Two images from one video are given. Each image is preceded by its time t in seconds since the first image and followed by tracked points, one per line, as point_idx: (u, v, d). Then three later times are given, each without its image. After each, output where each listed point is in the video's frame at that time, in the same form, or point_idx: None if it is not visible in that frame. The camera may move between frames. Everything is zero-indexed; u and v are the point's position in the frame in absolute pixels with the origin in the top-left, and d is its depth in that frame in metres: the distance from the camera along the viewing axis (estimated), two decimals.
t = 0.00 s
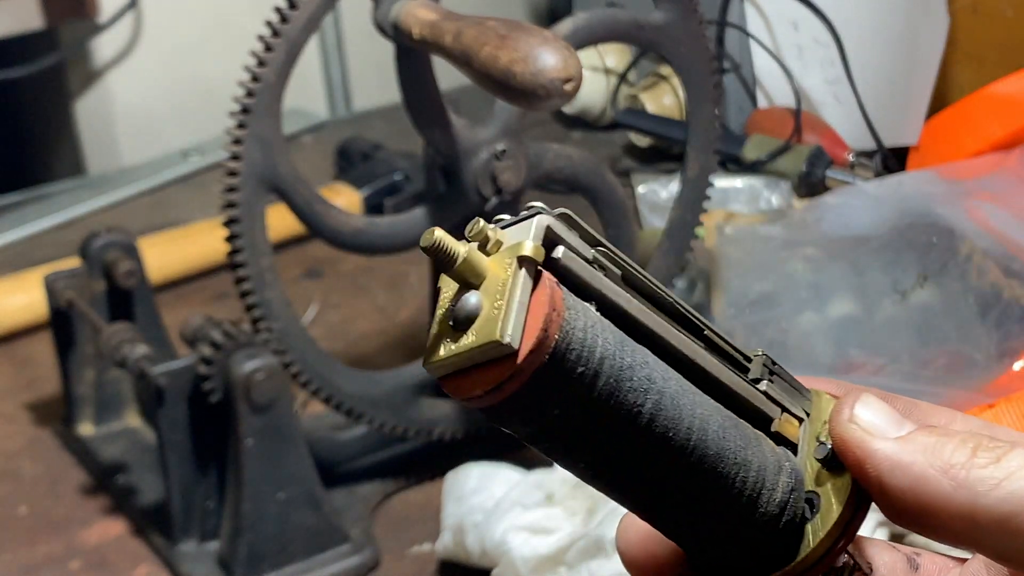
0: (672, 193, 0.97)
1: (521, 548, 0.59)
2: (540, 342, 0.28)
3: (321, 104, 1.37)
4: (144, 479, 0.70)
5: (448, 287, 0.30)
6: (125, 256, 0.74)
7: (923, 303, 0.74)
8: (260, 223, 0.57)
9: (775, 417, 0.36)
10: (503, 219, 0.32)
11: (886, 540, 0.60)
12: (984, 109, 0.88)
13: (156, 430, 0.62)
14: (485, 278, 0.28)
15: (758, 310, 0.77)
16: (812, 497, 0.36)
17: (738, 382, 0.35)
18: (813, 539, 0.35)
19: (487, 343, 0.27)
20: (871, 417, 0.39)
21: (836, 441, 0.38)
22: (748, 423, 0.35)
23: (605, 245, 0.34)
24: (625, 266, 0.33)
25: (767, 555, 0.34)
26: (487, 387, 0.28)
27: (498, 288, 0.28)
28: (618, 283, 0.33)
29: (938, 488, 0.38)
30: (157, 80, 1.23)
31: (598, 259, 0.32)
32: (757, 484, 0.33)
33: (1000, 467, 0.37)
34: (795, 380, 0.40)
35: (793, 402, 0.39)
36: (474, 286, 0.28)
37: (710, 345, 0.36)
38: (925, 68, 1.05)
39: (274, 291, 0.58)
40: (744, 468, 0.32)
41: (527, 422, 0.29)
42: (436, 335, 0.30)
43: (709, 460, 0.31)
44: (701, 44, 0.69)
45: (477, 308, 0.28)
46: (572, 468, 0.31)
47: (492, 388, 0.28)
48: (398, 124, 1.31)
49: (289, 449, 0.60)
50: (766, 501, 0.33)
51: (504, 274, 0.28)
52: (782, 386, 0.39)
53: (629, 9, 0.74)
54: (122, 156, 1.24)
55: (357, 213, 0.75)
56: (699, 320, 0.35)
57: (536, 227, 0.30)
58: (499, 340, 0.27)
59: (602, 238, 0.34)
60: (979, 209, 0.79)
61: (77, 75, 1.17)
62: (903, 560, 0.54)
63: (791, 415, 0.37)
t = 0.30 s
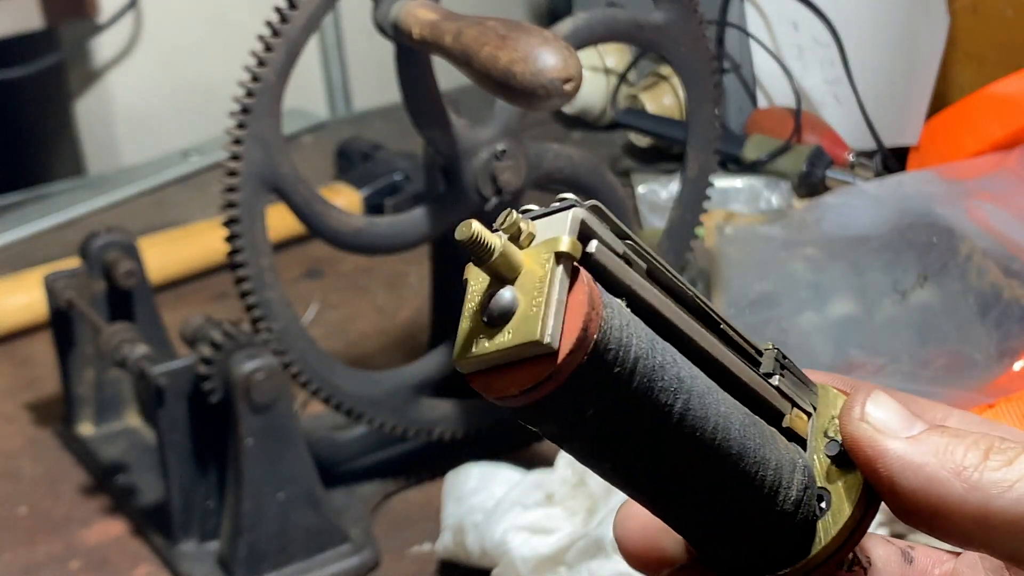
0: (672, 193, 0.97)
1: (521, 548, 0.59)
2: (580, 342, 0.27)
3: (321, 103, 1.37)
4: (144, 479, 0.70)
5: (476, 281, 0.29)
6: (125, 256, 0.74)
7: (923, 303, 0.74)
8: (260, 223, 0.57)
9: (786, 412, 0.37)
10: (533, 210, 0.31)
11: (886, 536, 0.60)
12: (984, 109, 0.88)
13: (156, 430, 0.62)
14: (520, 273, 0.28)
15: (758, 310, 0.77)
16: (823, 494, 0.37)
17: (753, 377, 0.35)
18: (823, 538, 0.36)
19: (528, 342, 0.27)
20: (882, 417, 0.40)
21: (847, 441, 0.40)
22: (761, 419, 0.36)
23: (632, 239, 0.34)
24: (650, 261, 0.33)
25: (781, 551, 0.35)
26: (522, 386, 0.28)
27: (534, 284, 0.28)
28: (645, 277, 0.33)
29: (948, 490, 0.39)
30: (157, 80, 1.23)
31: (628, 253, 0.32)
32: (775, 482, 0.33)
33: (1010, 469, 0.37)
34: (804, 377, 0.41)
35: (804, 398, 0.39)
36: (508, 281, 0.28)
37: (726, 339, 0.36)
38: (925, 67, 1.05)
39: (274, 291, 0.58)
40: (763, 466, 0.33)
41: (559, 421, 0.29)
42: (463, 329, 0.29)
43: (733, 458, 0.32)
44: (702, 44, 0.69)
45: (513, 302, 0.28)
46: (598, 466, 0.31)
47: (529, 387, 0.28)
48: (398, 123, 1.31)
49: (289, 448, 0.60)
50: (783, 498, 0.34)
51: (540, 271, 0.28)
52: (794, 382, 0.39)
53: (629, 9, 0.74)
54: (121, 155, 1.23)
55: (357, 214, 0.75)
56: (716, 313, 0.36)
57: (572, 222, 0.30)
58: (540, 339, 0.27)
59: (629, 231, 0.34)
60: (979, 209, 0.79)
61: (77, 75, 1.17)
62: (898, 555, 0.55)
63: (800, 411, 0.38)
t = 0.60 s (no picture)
0: (671, 193, 0.97)
1: (521, 548, 0.59)
2: (607, 366, 0.27)
3: (321, 103, 1.37)
4: (144, 479, 0.70)
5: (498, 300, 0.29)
6: (124, 256, 0.74)
7: (923, 303, 0.74)
8: (260, 223, 0.57)
9: (804, 423, 0.36)
10: (556, 227, 0.31)
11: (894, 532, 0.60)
12: (983, 109, 0.88)
13: (156, 430, 0.62)
14: (545, 293, 0.28)
15: (758, 310, 0.77)
16: (840, 505, 0.37)
17: (771, 388, 0.35)
18: (842, 550, 0.36)
19: (555, 364, 0.27)
20: (902, 426, 0.39)
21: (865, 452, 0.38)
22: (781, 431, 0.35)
23: (655, 253, 0.33)
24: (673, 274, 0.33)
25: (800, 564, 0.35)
26: (546, 408, 0.28)
27: (560, 304, 0.27)
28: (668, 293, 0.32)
29: (967, 505, 0.37)
30: (157, 80, 1.23)
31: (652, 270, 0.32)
32: (796, 495, 0.33)
33: None
34: (817, 380, 0.40)
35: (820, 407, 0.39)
36: (532, 301, 0.28)
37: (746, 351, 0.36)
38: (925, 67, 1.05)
39: (274, 291, 0.58)
40: (783, 480, 0.33)
41: (586, 446, 0.29)
42: (486, 350, 0.29)
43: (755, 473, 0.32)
44: (702, 44, 0.69)
45: (538, 323, 0.27)
46: (622, 486, 0.31)
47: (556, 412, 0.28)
48: (398, 123, 1.31)
49: (289, 449, 0.60)
50: (804, 509, 0.34)
51: (565, 291, 0.28)
52: (810, 392, 0.38)
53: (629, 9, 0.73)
54: (122, 155, 1.23)
55: (358, 214, 0.75)
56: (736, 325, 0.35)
57: (597, 241, 0.29)
58: (567, 363, 0.27)
59: (652, 245, 0.33)
60: (979, 209, 0.79)
61: (77, 75, 1.17)
62: (912, 555, 0.56)
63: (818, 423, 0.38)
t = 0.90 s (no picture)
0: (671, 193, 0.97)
1: (521, 548, 0.59)
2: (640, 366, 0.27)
3: (321, 103, 1.37)
4: (144, 479, 0.70)
5: (526, 294, 0.28)
6: (124, 256, 0.74)
7: (923, 303, 0.74)
8: (261, 223, 0.57)
9: (803, 422, 0.36)
10: (582, 218, 0.30)
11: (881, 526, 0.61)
12: (983, 109, 0.88)
13: (156, 430, 0.62)
14: (578, 291, 0.27)
15: (758, 310, 0.77)
16: (839, 507, 0.37)
17: (774, 387, 0.34)
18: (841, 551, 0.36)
19: (592, 365, 0.26)
20: (903, 427, 0.39)
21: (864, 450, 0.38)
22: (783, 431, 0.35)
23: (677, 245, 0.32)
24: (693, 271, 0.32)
25: (802, 566, 0.35)
26: (577, 411, 0.27)
27: (595, 303, 0.27)
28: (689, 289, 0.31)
29: (963, 510, 0.37)
30: (157, 79, 1.23)
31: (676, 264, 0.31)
32: (801, 497, 0.33)
33: None
34: (812, 380, 0.40)
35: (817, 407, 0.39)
36: (564, 299, 0.27)
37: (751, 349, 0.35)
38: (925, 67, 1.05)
39: (274, 291, 0.58)
40: (790, 482, 0.32)
41: (609, 444, 0.28)
42: (514, 347, 0.28)
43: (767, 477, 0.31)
44: (702, 44, 0.69)
45: (571, 322, 0.27)
46: (635, 485, 0.30)
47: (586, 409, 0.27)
48: (398, 123, 1.31)
49: (289, 449, 0.60)
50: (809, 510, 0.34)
51: (601, 289, 0.27)
52: (808, 392, 0.38)
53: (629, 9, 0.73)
54: (121, 155, 1.23)
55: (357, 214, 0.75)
56: (744, 322, 0.35)
57: (629, 237, 0.28)
58: (605, 364, 0.26)
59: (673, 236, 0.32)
60: (979, 209, 0.79)
61: (77, 75, 1.17)
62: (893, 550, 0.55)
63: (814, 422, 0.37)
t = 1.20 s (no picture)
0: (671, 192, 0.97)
1: (521, 548, 0.58)
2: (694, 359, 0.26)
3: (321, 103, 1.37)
4: (144, 479, 0.70)
5: (569, 279, 0.27)
6: (124, 256, 0.74)
7: (923, 303, 0.74)
8: (260, 223, 0.57)
9: (807, 417, 0.35)
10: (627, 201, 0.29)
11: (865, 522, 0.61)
12: (983, 109, 0.88)
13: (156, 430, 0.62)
14: (628, 279, 0.26)
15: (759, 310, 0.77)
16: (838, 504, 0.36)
17: (783, 381, 0.34)
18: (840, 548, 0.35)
19: (644, 356, 0.25)
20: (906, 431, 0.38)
21: (865, 449, 0.38)
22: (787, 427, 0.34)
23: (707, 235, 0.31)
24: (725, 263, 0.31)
25: (804, 560, 0.34)
26: (619, 404, 0.26)
27: (648, 293, 0.26)
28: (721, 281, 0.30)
29: (955, 521, 0.37)
30: (157, 79, 1.23)
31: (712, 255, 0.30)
32: (810, 493, 0.33)
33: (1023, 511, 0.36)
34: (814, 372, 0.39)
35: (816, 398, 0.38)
36: (615, 286, 0.26)
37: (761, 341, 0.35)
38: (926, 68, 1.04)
39: (274, 291, 0.58)
40: (804, 478, 0.32)
41: (649, 437, 0.27)
42: (558, 333, 0.27)
43: (785, 481, 0.31)
44: (702, 43, 0.69)
45: (622, 311, 0.26)
46: (658, 473, 0.29)
47: (625, 396, 0.26)
48: (398, 123, 1.31)
49: (288, 449, 0.60)
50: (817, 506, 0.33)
51: (655, 277, 0.26)
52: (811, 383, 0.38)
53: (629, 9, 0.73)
54: (121, 155, 1.23)
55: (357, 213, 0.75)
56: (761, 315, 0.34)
57: (681, 224, 0.27)
58: (659, 356, 0.25)
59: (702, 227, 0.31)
60: (980, 209, 0.79)
61: (77, 75, 1.17)
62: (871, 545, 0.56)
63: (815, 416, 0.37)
